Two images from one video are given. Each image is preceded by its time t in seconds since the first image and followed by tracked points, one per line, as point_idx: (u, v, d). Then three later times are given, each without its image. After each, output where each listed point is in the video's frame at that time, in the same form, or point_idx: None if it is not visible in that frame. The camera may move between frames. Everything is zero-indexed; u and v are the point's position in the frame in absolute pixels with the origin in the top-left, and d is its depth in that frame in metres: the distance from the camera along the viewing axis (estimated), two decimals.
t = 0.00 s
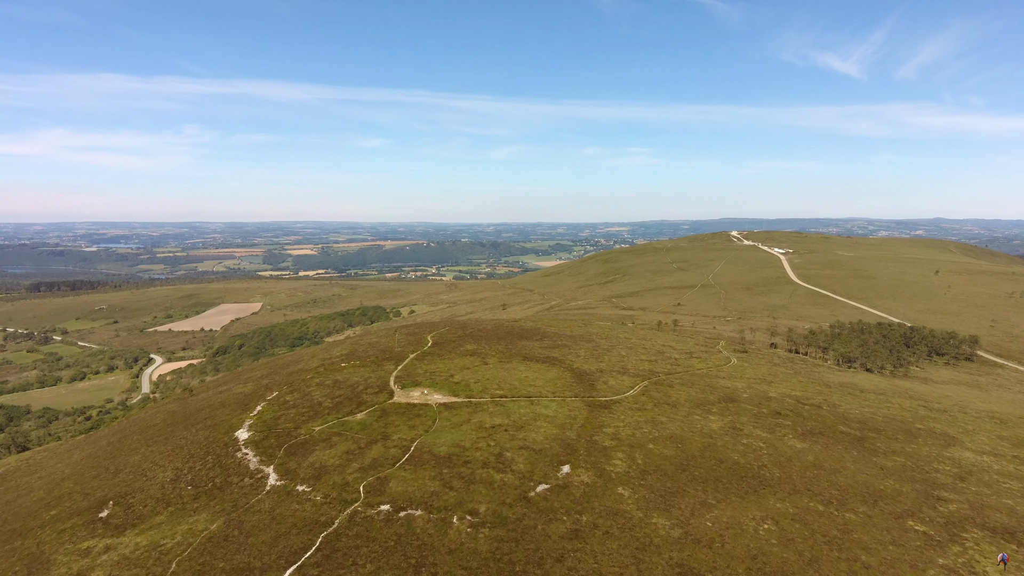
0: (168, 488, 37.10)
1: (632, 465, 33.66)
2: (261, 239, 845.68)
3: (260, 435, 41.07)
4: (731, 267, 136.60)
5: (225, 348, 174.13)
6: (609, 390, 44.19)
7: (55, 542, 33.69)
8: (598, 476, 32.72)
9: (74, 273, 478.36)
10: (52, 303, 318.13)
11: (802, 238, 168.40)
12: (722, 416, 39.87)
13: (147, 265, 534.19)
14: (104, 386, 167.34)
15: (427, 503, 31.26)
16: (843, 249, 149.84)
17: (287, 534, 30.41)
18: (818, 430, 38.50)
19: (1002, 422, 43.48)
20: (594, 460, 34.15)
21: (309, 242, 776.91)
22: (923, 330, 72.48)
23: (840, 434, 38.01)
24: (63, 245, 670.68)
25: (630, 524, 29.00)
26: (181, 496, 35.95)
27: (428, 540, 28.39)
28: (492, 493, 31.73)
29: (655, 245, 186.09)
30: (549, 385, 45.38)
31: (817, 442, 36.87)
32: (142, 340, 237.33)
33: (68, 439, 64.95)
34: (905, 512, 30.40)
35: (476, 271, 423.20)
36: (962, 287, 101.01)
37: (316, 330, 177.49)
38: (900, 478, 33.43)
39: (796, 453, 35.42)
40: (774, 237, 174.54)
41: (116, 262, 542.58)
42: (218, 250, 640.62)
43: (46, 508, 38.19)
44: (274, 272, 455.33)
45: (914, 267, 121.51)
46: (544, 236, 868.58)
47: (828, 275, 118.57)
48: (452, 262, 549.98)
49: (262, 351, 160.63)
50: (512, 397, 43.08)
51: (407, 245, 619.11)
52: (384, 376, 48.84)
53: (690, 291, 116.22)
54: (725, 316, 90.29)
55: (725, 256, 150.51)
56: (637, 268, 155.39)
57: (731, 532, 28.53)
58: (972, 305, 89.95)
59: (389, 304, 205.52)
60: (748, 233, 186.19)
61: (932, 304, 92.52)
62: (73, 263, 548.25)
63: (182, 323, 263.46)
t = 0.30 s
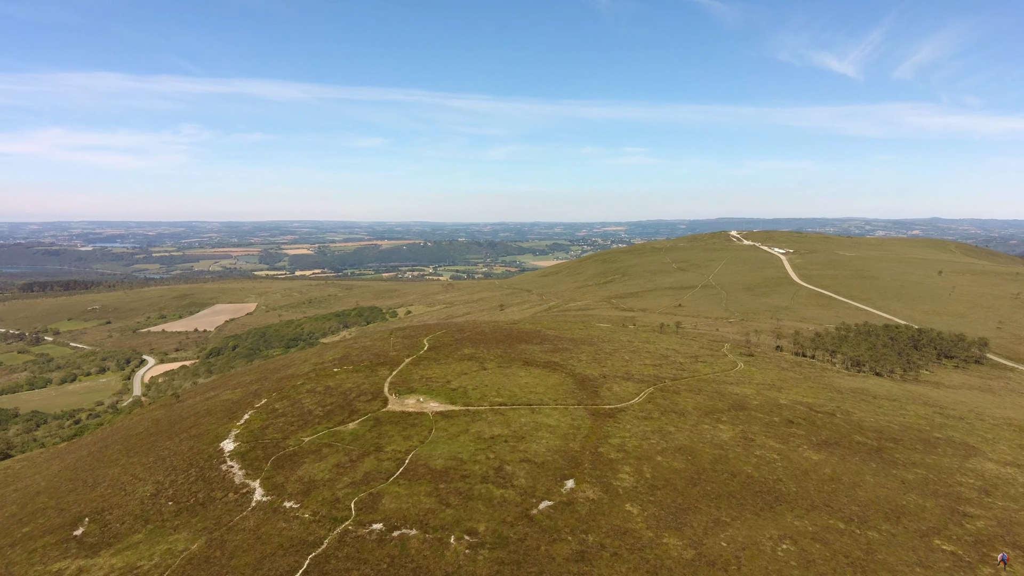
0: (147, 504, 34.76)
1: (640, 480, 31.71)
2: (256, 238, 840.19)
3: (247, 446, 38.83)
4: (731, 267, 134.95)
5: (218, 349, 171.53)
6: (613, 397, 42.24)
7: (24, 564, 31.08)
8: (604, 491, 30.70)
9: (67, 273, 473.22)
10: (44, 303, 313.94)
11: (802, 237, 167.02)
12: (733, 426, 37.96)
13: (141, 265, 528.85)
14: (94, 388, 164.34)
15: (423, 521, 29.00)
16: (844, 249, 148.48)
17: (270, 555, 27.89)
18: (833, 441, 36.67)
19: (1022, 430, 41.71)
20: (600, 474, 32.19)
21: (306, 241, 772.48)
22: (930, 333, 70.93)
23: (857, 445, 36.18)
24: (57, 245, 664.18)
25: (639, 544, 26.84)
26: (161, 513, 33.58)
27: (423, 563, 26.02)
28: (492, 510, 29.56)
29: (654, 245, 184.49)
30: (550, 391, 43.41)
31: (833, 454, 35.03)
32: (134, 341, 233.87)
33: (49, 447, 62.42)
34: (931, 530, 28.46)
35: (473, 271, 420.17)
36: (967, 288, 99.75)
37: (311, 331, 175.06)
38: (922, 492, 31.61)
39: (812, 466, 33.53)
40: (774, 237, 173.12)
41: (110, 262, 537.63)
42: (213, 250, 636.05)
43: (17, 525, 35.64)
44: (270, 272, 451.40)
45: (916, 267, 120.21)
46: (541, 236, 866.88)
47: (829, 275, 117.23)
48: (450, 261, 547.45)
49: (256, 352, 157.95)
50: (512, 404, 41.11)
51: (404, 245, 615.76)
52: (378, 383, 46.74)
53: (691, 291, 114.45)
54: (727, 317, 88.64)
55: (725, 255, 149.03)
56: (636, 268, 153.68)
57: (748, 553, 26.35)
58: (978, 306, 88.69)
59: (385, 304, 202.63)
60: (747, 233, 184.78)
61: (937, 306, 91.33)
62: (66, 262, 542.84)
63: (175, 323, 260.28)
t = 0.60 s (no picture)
0: (124, 522, 32.40)
1: (650, 497, 29.76)
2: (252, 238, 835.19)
3: (232, 458, 36.59)
4: (732, 267, 133.37)
5: (212, 351, 168.81)
6: (618, 406, 40.27)
7: None
8: (612, 510, 28.68)
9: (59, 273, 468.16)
10: (36, 303, 309.77)
11: (802, 238, 165.72)
12: (745, 437, 36.08)
13: (136, 264, 524.15)
14: (85, 391, 161.33)
15: (418, 543, 26.76)
16: (845, 250, 147.27)
17: None
18: (851, 453, 34.87)
19: None
20: (607, 491, 30.25)
21: (303, 241, 768.48)
22: (939, 336, 69.36)
23: (876, 458, 34.38)
24: (51, 245, 657.63)
25: (651, 568, 24.72)
26: (138, 532, 31.20)
27: None
28: (492, 531, 27.40)
29: (653, 245, 182.81)
30: (552, 399, 41.44)
31: (852, 468, 33.21)
32: (127, 342, 230.65)
33: (29, 455, 59.79)
34: (962, 552, 26.55)
35: (470, 271, 417.34)
36: (972, 290, 98.50)
37: (307, 332, 172.52)
38: (948, 510, 29.80)
39: (831, 481, 31.69)
40: (774, 237, 171.67)
41: (104, 262, 531.99)
42: (209, 250, 630.93)
43: None
44: (266, 272, 447.86)
45: (919, 268, 118.91)
46: (539, 236, 864.96)
47: (832, 276, 115.79)
48: (447, 261, 544.80)
49: (250, 354, 155.48)
50: (512, 414, 39.13)
51: (401, 245, 612.56)
52: (371, 390, 44.66)
53: (692, 293, 112.62)
54: (730, 319, 86.86)
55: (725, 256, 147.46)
56: (636, 269, 151.90)
57: None
58: (984, 309, 87.42)
59: (382, 305, 200.21)
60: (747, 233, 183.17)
61: (942, 308, 89.93)
62: (59, 262, 536.87)
63: (169, 324, 257.08)
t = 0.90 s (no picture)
0: (96, 543, 29.88)
1: (662, 516, 27.73)
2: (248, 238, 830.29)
3: (216, 473, 34.32)
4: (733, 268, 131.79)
5: (206, 352, 166.11)
6: (624, 416, 38.33)
7: None
8: (622, 531, 26.63)
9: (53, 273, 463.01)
10: (28, 303, 305.70)
11: (803, 238, 164.44)
12: (760, 450, 34.18)
13: (130, 264, 519.36)
14: (76, 393, 158.29)
15: (413, 568, 24.59)
16: (847, 250, 146.03)
17: None
18: (871, 466, 33.02)
19: None
20: (615, 510, 28.18)
21: (300, 241, 765.21)
22: (949, 338, 67.83)
23: (897, 472, 32.54)
24: (49, 245, 651.75)
25: None
26: (110, 554, 28.68)
27: None
28: (493, 554, 25.29)
29: (653, 245, 181.12)
30: (555, 408, 39.45)
31: (873, 483, 31.34)
32: (120, 343, 227.40)
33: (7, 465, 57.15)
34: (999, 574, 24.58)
35: (468, 271, 414.77)
36: (977, 291, 97.22)
37: (302, 333, 170.01)
38: (980, 528, 27.89)
39: (853, 498, 29.75)
40: (775, 237, 170.21)
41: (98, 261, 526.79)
42: (204, 250, 626.07)
43: None
44: (262, 272, 444.38)
45: (922, 269, 117.66)
46: (536, 236, 863.08)
47: (835, 277, 114.33)
48: (445, 261, 542.08)
49: (244, 356, 152.79)
50: (513, 424, 37.13)
51: (398, 244, 609.64)
52: (365, 399, 42.58)
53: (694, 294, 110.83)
54: (733, 321, 85.14)
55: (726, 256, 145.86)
56: (636, 269, 150.10)
57: None
58: (991, 310, 86.13)
59: (378, 306, 197.59)
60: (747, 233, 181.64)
61: (948, 309, 88.52)
62: (53, 262, 531.49)
63: (163, 325, 253.82)
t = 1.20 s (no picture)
0: (64, 566, 27.20)
1: (677, 539, 25.67)
2: (245, 237, 825.54)
3: (199, 489, 32.01)
4: (735, 268, 130.09)
5: (199, 354, 163.40)
6: (632, 427, 36.30)
7: None
8: (634, 555, 24.54)
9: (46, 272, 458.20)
10: (21, 303, 301.99)
11: (804, 237, 162.86)
12: (776, 464, 32.21)
13: (125, 263, 514.73)
14: (67, 396, 155.36)
15: None
16: (849, 250, 144.54)
17: None
18: (895, 482, 31.13)
19: None
20: (626, 532, 26.11)
21: (297, 240, 760.62)
22: (960, 341, 66.13)
23: (923, 489, 30.63)
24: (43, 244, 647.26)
25: None
26: None
27: None
28: None
29: (653, 245, 179.38)
30: (558, 418, 37.46)
31: (898, 500, 29.41)
32: (113, 344, 224.18)
33: None
34: None
35: (466, 271, 412.33)
36: (984, 291, 95.73)
37: (298, 334, 167.56)
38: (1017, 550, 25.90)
39: (879, 518, 27.79)
40: (776, 237, 168.62)
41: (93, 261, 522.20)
42: (201, 249, 622.07)
43: None
44: (258, 272, 440.87)
45: (927, 269, 116.13)
46: (534, 236, 860.82)
47: (839, 277, 112.72)
48: (442, 261, 539.38)
49: (239, 357, 150.23)
50: (515, 436, 35.07)
51: (397, 244, 606.62)
52: (358, 408, 40.51)
53: (696, 295, 108.92)
54: (738, 323, 83.34)
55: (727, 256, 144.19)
56: (637, 269, 148.29)
57: None
58: (998, 312, 84.67)
59: (376, 306, 195.12)
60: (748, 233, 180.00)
61: (955, 310, 86.93)
62: (47, 262, 526.67)
63: (158, 325, 250.66)
